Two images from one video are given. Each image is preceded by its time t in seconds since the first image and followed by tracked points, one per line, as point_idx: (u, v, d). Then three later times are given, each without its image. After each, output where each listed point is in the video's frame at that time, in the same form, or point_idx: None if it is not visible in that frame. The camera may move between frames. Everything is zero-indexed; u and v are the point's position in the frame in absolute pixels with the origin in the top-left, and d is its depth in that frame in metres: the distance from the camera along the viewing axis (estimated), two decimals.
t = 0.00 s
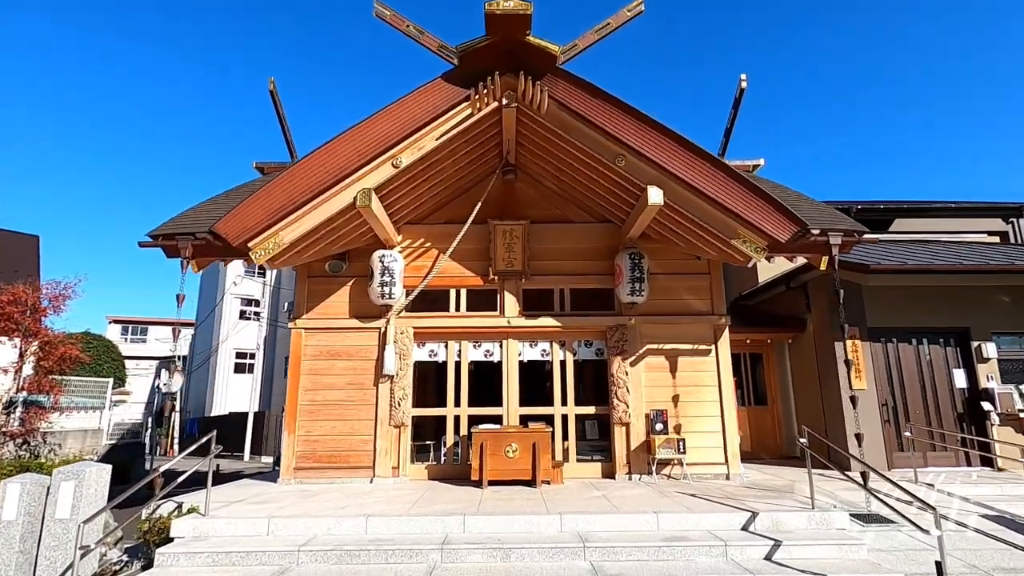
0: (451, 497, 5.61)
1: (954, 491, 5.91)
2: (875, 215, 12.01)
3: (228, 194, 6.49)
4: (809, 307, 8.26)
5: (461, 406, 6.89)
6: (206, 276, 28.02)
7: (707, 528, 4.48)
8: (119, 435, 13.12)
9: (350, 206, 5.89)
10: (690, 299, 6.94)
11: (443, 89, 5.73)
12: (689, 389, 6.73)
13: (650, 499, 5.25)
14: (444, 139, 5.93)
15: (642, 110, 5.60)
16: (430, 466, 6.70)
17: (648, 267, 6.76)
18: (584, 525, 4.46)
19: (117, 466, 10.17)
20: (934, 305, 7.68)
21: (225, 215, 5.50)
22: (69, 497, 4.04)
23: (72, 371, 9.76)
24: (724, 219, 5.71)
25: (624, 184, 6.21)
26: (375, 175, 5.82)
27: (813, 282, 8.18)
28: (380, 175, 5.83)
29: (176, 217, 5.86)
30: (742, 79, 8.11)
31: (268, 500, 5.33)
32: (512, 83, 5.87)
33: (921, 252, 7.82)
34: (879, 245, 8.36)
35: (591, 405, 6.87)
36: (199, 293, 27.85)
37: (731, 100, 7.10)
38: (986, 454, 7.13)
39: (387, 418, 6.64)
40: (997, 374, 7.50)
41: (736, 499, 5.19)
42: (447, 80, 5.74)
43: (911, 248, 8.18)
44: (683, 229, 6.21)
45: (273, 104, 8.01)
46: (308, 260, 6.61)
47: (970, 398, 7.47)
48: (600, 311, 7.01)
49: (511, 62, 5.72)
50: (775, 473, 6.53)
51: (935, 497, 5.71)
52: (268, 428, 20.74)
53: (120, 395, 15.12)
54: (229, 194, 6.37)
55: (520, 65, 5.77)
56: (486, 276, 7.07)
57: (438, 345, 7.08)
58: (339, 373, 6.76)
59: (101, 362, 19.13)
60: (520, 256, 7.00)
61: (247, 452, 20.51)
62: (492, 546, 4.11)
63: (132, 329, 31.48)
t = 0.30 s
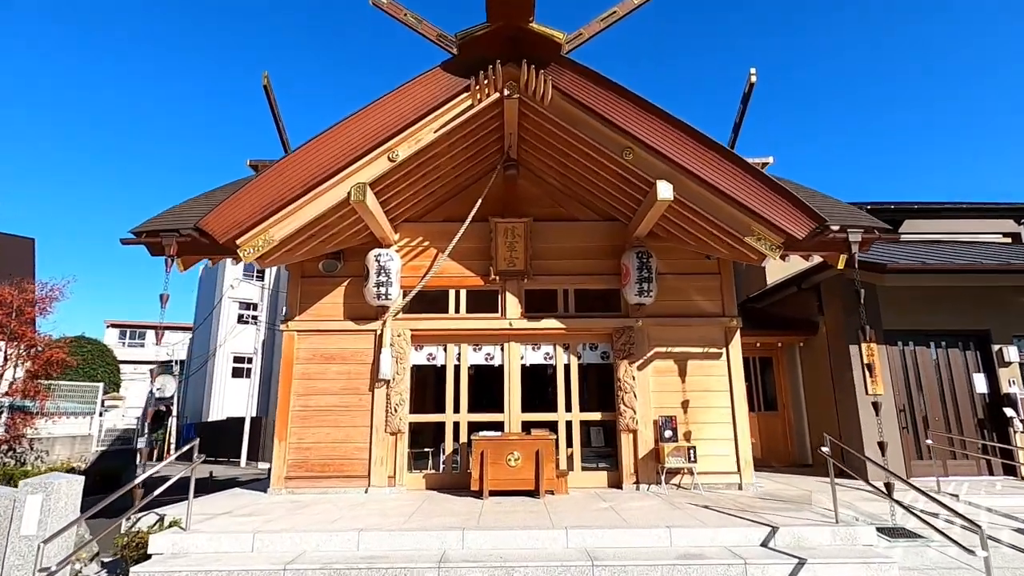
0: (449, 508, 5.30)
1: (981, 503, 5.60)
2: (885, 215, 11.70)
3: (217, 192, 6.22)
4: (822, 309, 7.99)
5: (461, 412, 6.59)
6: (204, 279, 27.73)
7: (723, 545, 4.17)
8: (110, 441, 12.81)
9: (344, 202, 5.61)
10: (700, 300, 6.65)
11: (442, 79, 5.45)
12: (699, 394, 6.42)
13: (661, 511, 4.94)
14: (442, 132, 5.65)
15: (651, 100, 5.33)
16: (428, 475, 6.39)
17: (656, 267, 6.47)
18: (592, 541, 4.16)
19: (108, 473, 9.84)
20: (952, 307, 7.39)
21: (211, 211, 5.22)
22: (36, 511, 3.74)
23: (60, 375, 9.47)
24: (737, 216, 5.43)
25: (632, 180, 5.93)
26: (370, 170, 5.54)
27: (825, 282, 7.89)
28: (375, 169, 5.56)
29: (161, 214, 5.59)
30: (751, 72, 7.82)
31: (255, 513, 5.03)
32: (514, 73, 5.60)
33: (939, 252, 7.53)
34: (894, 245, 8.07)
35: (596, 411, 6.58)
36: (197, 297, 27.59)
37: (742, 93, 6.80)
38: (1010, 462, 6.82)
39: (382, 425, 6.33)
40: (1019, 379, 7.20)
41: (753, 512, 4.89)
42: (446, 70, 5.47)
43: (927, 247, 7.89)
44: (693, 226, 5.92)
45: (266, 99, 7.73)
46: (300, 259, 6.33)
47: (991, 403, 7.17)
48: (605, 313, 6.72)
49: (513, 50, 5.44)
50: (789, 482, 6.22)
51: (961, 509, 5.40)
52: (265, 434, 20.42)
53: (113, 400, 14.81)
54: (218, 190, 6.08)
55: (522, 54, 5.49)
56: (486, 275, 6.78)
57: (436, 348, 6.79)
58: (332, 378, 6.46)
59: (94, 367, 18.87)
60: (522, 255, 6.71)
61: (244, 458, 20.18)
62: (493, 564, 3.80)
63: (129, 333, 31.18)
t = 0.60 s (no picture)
0: (443, 521, 5.01)
1: (1004, 515, 5.31)
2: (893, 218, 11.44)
3: (204, 189, 5.97)
4: (830, 313, 7.74)
5: (456, 419, 6.30)
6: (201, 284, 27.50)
7: (736, 562, 3.88)
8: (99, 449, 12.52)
9: (333, 198, 5.35)
10: (706, 302, 6.39)
11: (436, 70, 5.22)
12: (706, 400, 6.14)
13: (667, 525, 4.65)
14: (437, 125, 5.41)
15: (655, 92, 5.10)
16: (422, 485, 6.11)
17: (660, 267, 6.20)
18: (595, 558, 3.87)
19: (93, 481, 9.53)
20: (967, 311, 7.13)
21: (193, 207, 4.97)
22: None
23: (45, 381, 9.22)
24: (746, 213, 5.16)
25: (635, 176, 5.69)
26: (360, 165, 5.29)
27: (834, 285, 7.65)
28: (366, 164, 5.30)
29: (142, 211, 5.33)
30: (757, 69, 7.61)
31: (237, 527, 4.74)
32: (512, 64, 5.39)
33: (952, 253, 7.28)
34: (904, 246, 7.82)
35: (598, 418, 6.29)
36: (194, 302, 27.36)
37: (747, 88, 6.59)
38: None
39: (374, 433, 6.04)
40: None
41: (765, 525, 4.60)
42: (441, 61, 5.23)
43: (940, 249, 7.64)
44: (699, 225, 5.66)
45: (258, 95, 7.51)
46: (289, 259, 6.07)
47: (1009, 410, 6.89)
48: (607, 315, 6.45)
49: (511, 40, 5.21)
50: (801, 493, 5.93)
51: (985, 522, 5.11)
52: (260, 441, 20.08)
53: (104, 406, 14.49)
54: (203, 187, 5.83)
55: (521, 44, 5.26)
56: (484, 277, 6.51)
57: (431, 352, 6.51)
58: (322, 383, 6.18)
59: (85, 372, 18.58)
60: (520, 255, 6.45)
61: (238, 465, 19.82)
62: None
63: (126, 339, 30.90)
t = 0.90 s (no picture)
0: (436, 538, 4.71)
1: None
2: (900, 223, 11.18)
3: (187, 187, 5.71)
4: (841, 318, 7.47)
5: (451, 430, 6.01)
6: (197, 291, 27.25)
7: None
8: (87, 458, 12.21)
9: (322, 197, 5.08)
10: (713, 307, 6.12)
11: (431, 62, 4.97)
12: (714, 410, 5.85)
13: (676, 544, 4.34)
14: (431, 120, 5.16)
15: (660, 85, 4.85)
16: (416, 499, 5.80)
17: (665, 270, 5.93)
18: None
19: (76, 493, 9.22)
20: (983, 316, 6.86)
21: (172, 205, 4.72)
22: None
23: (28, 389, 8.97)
24: (757, 212, 4.89)
25: (638, 175, 5.43)
26: (350, 161, 5.02)
27: (845, 290, 7.38)
28: (356, 161, 5.05)
29: (121, 211, 5.07)
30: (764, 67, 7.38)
31: (214, 546, 4.43)
32: (510, 57, 5.14)
33: (967, 256, 7.02)
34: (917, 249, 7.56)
35: (600, 429, 6.00)
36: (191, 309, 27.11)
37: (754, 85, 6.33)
38: None
39: (365, 445, 5.74)
40: None
41: (781, 545, 4.29)
42: (436, 52, 4.99)
43: (953, 252, 7.38)
44: (706, 225, 5.40)
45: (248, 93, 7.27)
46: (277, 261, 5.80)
47: None
48: (610, 320, 6.17)
49: (509, 31, 4.97)
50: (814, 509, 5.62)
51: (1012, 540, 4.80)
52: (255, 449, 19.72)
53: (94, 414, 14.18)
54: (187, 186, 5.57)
55: (520, 35, 5.02)
56: (480, 280, 6.24)
57: (425, 359, 6.22)
58: (310, 391, 5.89)
59: (77, 381, 18.29)
60: (519, 258, 6.18)
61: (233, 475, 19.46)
62: None
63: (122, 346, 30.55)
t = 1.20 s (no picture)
0: (431, 556, 4.43)
1: None
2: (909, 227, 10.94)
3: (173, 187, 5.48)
4: (852, 323, 7.22)
5: (448, 440, 5.73)
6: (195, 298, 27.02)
7: None
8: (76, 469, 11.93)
9: (313, 195, 4.85)
10: (721, 311, 5.87)
11: (427, 54, 4.76)
12: (723, 419, 5.58)
13: (686, 563, 4.06)
14: (426, 115, 4.94)
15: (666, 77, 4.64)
16: (410, 513, 5.52)
17: (671, 273, 5.69)
18: None
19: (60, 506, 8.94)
20: (1000, 320, 6.61)
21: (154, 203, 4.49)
22: None
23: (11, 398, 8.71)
24: (769, 209, 4.66)
25: (643, 172, 5.20)
26: (342, 157, 4.80)
27: (856, 294, 7.13)
28: (348, 157, 4.82)
29: (101, 210, 4.83)
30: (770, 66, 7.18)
31: (193, 565, 4.14)
32: (509, 50, 4.93)
33: (982, 258, 6.78)
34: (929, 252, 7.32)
35: (603, 439, 5.72)
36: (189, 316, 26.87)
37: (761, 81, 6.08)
38: None
39: (356, 456, 5.46)
40: None
41: (799, 564, 4.01)
42: (432, 44, 4.78)
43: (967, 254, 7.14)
44: (714, 224, 5.17)
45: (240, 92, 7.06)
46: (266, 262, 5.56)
47: None
48: (613, 325, 5.92)
49: (507, 21, 4.75)
50: (830, 524, 5.34)
51: None
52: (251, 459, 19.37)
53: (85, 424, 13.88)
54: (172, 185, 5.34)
55: (520, 27, 4.80)
56: (478, 283, 6.00)
57: (421, 365, 5.96)
58: (300, 400, 5.63)
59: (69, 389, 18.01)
60: (518, 260, 5.93)
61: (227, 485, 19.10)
62: None
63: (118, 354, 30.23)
